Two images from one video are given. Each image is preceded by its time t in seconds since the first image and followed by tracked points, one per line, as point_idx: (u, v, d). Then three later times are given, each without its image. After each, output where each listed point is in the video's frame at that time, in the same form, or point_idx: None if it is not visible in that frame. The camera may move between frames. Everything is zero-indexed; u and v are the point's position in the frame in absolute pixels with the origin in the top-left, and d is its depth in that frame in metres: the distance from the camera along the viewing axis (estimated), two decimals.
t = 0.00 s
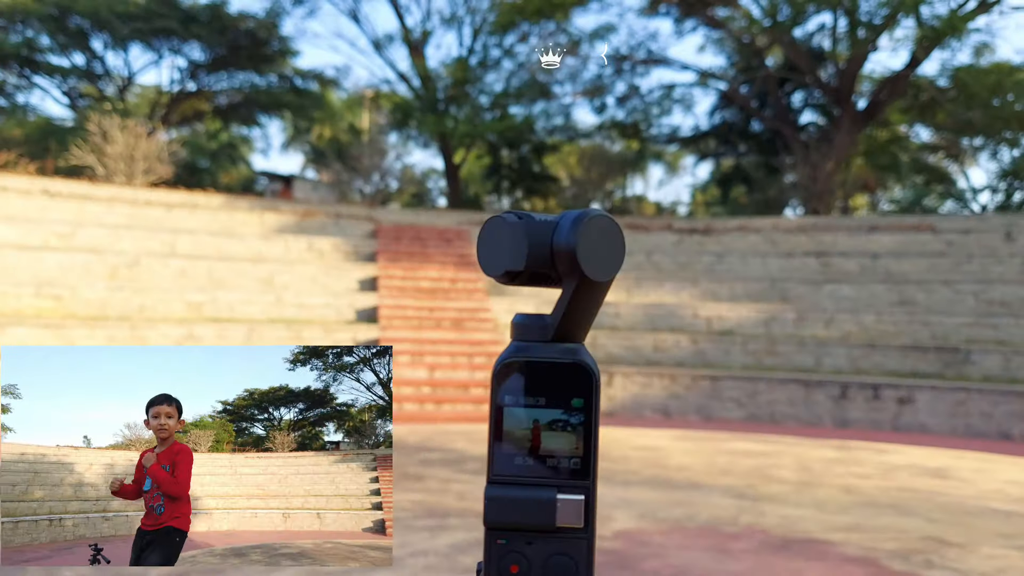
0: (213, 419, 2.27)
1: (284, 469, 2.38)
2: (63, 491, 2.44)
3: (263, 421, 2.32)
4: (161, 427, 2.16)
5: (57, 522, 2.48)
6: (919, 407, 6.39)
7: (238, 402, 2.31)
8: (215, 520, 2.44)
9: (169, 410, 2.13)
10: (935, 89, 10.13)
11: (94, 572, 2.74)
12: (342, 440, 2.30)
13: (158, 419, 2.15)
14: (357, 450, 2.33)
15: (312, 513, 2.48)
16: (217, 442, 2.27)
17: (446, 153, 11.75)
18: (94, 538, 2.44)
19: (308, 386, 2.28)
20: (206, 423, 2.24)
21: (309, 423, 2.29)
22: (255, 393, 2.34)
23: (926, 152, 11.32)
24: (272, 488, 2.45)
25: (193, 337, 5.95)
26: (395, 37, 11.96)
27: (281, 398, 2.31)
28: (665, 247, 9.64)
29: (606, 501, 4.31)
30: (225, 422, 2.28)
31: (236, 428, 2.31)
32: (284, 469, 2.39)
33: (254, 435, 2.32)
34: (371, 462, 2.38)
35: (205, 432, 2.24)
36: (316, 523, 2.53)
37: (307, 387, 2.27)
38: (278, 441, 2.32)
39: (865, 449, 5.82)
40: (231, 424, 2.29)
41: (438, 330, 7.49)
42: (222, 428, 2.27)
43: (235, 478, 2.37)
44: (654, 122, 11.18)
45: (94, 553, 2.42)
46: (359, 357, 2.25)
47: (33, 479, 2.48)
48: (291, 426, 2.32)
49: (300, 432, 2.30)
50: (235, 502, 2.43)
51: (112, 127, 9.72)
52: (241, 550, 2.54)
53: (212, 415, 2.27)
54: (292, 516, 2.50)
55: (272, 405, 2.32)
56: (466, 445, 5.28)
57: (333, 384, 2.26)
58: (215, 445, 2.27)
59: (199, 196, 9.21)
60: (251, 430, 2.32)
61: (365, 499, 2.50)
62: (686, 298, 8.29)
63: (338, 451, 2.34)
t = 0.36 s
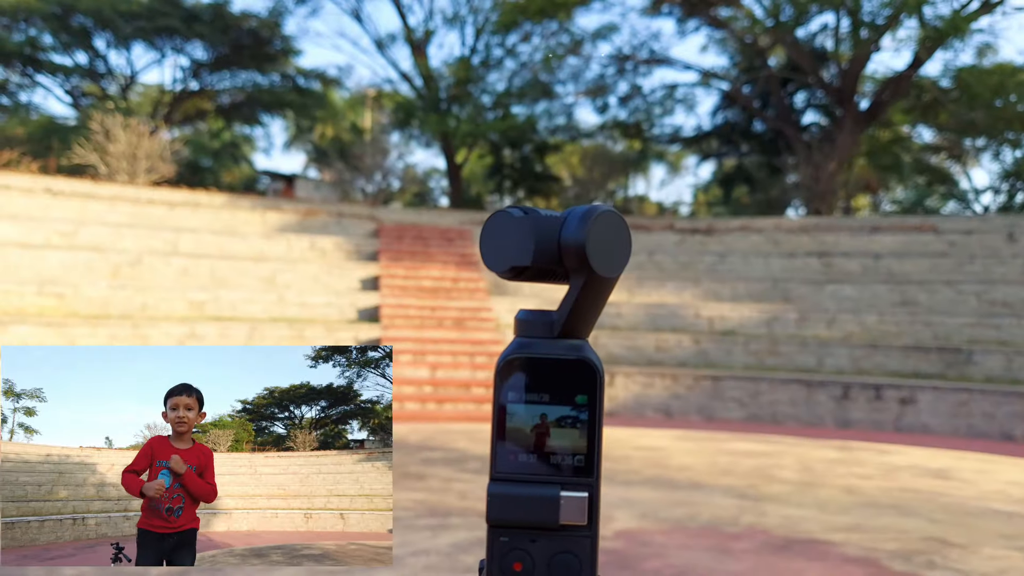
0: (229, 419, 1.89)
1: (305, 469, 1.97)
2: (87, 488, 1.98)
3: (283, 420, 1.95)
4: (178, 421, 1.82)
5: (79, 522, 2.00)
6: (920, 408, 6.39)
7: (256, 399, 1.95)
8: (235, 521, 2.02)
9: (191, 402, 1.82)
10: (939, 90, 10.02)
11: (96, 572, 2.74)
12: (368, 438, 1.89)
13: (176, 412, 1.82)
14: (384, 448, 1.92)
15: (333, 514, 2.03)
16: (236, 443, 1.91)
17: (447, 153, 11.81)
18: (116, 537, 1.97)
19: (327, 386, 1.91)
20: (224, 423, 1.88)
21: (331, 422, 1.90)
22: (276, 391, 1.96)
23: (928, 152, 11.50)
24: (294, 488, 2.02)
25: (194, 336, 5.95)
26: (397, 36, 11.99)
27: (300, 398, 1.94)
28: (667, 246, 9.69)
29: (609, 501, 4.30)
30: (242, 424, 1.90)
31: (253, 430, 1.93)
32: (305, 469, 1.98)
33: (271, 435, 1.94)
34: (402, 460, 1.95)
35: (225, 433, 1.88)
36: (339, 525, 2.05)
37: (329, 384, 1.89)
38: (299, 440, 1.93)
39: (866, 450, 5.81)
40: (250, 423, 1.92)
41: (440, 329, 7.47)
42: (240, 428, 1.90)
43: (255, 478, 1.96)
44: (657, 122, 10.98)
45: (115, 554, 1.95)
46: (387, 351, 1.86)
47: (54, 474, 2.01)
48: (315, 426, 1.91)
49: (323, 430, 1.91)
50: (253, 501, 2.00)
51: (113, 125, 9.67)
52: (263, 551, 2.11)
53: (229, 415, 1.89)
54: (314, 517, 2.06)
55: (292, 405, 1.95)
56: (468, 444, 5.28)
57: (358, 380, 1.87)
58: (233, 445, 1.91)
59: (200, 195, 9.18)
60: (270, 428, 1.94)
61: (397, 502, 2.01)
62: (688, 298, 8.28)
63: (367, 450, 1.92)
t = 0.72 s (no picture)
0: (234, 418, 1.90)
1: (311, 469, 1.96)
2: (93, 489, 1.94)
3: (289, 420, 1.95)
4: (173, 407, 1.83)
5: (87, 523, 1.97)
6: (922, 409, 6.37)
7: (261, 398, 1.96)
8: (241, 522, 2.01)
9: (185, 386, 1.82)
10: (941, 91, 10.00)
11: (94, 572, 2.74)
12: (375, 438, 1.92)
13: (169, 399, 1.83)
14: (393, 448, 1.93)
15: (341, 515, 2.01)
16: (242, 443, 1.92)
17: (449, 153, 11.79)
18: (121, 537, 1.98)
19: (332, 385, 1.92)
20: (230, 423, 1.90)
21: (337, 422, 1.91)
22: (281, 391, 1.95)
23: (931, 153, 11.47)
24: (300, 488, 2.01)
25: (196, 336, 5.95)
26: (399, 36, 11.99)
27: (304, 398, 1.95)
28: (669, 247, 9.68)
29: (609, 501, 4.30)
30: (247, 424, 1.92)
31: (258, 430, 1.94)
32: (312, 469, 1.97)
33: (277, 435, 1.94)
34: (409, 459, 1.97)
35: (230, 433, 1.90)
36: (347, 525, 2.03)
37: (335, 384, 1.91)
38: (305, 440, 1.94)
39: (868, 451, 5.80)
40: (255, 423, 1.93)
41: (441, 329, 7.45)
42: (245, 428, 1.93)
43: (260, 478, 1.98)
44: (659, 122, 10.98)
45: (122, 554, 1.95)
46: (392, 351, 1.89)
47: (60, 475, 1.95)
48: (319, 426, 1.92)
49: (328, 430, 1.92)
50: (258, 501, 2.01)
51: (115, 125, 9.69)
52: (268, 552, 2.04)
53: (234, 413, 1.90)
54: (321, 517, 2.03)
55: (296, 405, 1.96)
56: (468, 444, 5.28)
57: (365, 380, 1.90)
58: (239, 446, 1.92)
59: (202, 194, 9.19)
60: (275, 428, 1.95)
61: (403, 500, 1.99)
62: (689, 298, 8.27)
63: (372, 450, 1.93)
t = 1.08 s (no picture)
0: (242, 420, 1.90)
1: (320, 470, 1.96)
2: (102, 489, 1.94)
3: (298, 420, 1.95)
4: (185, 404, 1.84)
5: (95, 523, 1.96)
6: (927, 412, 6.36)
7: (270, 399, 1.96)
8: (252, 523, 1.99)
9: (198, 382, 1.85)
10: (946, 92, 9.98)
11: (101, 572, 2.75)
12: (386, 438, 1.91)
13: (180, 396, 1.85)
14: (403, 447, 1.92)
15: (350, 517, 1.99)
16: (249, 444, 1.92)
17: (454, 154, 11.80)
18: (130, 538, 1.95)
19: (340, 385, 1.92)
20: (237, 423, 1.90)
21: (346, 422, 1.91)
22: (289, 391, 1.96)
23: (937, 155, 11.44)
24: (309, 489, 2.01)
25: (200, 336, 5.97)
26: (405, 36, 12.00)
27: (312, 398, 1.94)
28: (674, 248, 9.68)
29: (613, 503, 4.29)
30: (255, 425, 1.92)
31: (266, 431, 1.93)
32: (321, 470, 1.97)
33: (285, 436, 1.94)
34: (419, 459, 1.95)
35: (238, 433, 1.90)
36: (357, 527, 2.01)
37: (344, 383, 1.91)
38: (314, 440, 1.93)
39: (873, 453, 5.79)
40: (263, 423, 1.93)
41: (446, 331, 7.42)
42: (253, 428, 1.92)
43: (269, 480, 1.97)
44: (663, 124, 10.98)
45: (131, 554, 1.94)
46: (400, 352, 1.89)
47: (70, 475, 1.96)
48: (328, 426, 1.92)
49: (337, 430, 1.91)
50: (267, 503, 1.99)
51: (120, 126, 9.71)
52: (277, 553, 2.02)
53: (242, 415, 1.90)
54: (330, 518, 2.04)
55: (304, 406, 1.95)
56: (473, 445, 5.28)
57: (375, 379, 1.89)
58: (246, 446, 1.92)
59: (207, 195, 9.22)
60: (283, 429, 1.94)
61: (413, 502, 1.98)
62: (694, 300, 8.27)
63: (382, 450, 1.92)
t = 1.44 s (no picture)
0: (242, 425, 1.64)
1: (324, 473, 1.68)
2: (107, 492, 1.58)
3: (300, 422, 1.67)
4: (230, 410, 1.63)
5: (98, 527, 1.57)
6: (935, 413, 6.33)
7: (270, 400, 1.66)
8: (248, 527, 1.65)
9: (245, 386, 1.63)
10: (954, 93, 9.96)
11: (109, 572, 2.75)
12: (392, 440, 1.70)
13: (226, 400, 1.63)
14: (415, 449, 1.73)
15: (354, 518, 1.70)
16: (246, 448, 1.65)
17: (460, 155, 11.80)
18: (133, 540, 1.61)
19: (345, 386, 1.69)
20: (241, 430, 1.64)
21: (350, 425, 1.69)
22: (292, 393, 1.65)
23: (945, 156, 11.40)
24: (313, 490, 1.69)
25: (207, 336, 5.99)
26: (412, 37, 12.01)
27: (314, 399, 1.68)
28: (680, 249, 9.67)
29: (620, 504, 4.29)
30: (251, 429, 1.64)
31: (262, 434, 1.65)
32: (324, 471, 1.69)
33: (284, 439, 1.66)
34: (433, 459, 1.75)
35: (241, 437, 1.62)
36: (361, 530, 1.72)
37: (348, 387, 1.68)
38: (317, 443, 1.68)
39: (880, 455, 5.77)
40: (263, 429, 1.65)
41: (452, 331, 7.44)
42: (256, 432, 1.65)
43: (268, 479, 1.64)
44: (670, 124, 10.98)
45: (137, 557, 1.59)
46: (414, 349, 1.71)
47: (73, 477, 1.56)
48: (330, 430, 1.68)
49: (342, 432, 1.68)
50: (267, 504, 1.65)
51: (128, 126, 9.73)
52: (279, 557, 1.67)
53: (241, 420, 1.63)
54: (333, 521, 1.71)
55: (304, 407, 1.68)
56: (479, 446, 5.28)
57: (378, 382, 1.70)
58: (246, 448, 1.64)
59: (215, 195, 9.24)
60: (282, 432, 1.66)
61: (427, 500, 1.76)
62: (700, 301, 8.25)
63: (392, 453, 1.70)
